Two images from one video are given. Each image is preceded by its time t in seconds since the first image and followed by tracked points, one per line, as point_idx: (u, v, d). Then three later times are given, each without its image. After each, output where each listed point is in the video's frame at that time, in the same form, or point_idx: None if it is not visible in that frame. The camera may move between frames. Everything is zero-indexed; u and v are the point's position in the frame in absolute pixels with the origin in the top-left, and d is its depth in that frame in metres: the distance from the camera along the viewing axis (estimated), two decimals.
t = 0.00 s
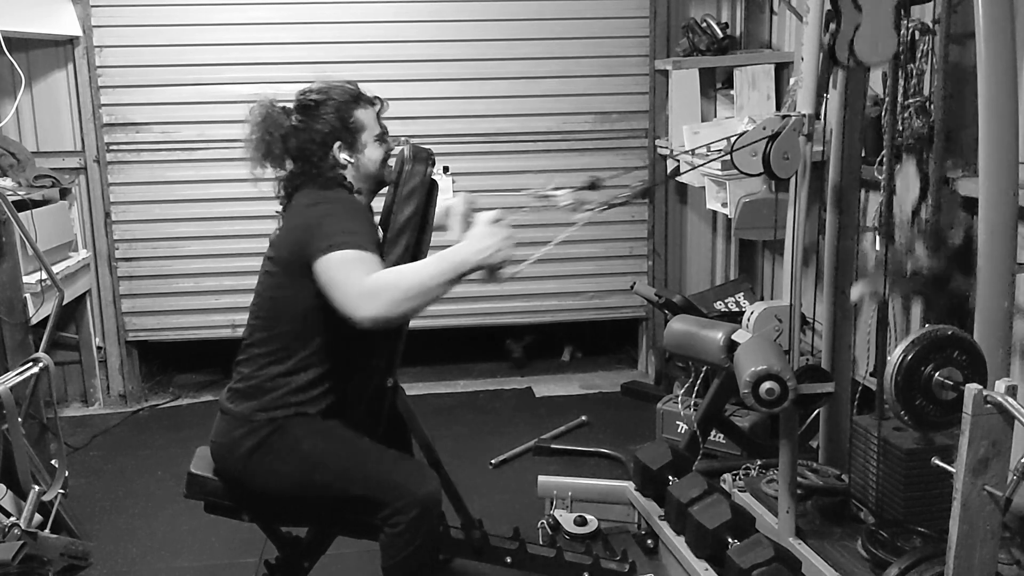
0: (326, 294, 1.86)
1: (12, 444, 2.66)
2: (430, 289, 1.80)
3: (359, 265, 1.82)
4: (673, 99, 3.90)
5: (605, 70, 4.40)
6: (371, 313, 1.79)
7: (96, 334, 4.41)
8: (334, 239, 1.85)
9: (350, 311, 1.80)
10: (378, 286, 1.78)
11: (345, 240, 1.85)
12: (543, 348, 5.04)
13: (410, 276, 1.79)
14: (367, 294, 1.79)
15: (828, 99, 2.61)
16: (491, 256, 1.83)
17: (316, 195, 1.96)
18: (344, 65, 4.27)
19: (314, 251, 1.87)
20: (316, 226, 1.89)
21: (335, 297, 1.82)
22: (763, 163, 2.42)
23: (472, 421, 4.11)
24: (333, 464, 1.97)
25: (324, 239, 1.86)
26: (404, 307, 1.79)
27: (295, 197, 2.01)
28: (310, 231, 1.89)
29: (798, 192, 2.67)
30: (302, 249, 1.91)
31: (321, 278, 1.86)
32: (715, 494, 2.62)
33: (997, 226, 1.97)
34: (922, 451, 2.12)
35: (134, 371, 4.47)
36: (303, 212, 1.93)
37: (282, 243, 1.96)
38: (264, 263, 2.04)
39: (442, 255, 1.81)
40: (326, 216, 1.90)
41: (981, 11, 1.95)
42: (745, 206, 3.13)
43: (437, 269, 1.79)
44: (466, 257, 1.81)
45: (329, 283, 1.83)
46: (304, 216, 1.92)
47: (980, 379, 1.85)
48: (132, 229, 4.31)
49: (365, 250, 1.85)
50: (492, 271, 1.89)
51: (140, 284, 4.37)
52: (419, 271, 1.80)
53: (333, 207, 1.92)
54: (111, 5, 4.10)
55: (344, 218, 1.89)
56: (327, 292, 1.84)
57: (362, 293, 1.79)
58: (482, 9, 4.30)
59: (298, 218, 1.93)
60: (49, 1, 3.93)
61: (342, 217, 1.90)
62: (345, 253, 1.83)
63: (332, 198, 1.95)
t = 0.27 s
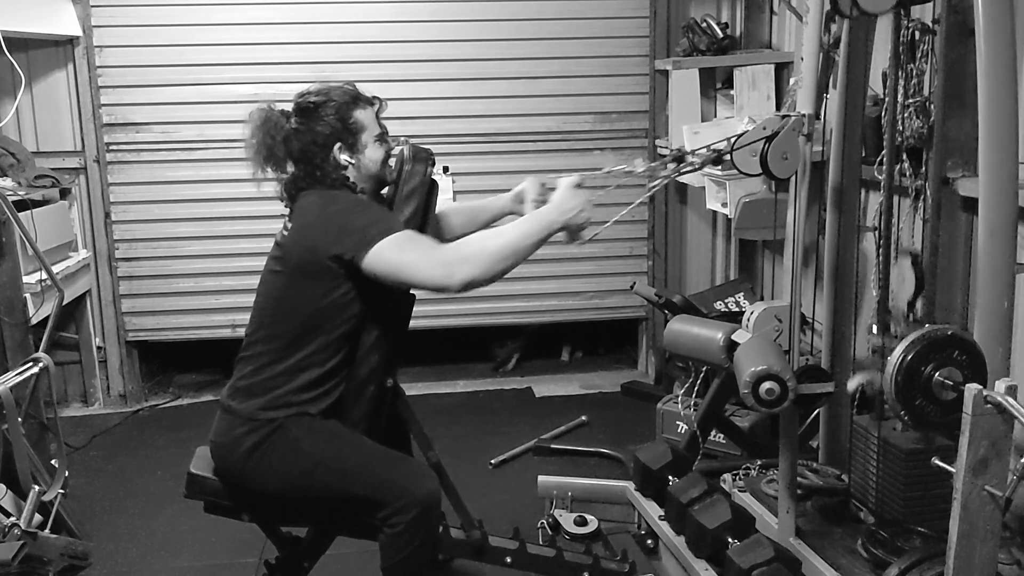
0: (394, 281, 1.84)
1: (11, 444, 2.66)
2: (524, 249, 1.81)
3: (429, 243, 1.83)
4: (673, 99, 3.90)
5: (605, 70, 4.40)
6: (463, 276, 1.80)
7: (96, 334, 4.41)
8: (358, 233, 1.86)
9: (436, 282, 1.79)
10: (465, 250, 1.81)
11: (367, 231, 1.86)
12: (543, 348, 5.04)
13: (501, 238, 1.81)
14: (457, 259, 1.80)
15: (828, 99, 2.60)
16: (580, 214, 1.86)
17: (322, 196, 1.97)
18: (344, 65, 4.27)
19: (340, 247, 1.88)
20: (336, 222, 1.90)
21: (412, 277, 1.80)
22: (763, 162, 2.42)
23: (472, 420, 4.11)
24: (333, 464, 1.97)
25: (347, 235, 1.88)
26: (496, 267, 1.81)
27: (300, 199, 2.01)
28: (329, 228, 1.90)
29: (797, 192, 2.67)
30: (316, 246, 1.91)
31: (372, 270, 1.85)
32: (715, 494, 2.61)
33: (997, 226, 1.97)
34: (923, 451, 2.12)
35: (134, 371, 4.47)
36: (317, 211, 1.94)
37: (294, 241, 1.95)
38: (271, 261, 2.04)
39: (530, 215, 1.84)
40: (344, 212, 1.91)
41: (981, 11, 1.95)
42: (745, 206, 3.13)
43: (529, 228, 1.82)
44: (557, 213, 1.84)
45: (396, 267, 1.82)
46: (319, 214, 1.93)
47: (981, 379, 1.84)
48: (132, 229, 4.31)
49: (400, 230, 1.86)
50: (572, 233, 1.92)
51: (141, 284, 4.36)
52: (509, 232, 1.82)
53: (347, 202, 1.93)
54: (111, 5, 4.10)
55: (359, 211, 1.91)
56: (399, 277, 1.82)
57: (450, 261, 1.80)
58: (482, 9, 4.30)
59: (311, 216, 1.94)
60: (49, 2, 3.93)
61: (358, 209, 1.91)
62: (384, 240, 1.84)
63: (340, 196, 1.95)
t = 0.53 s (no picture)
0: (414, 271, 1.83)
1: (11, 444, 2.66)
2: (548, 232, 1.84)
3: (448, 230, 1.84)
4: (673, 99, 3.89)
5: (605, 70, 4.40)
6: (488, 258, 1.82)
7: (96, 334, 4.41)
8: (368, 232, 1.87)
9: (461, 266, 1.81)
10: (489, 231, 1.83)
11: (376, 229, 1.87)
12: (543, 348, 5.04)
13: (527, 220, 1.84)
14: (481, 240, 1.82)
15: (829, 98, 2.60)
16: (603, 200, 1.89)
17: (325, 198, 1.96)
18: (344, 65, 4.26)
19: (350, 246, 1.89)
20: (343, 221, 1.90)
21: (435, 264, 1.80)
22: (763, 163, 2.42)
23: (472, 420, 4.11)
24: (333, 464, 1.97)
25: (356, 234, 1.88)
26: (521, 249, 1.83)
27: (303, 201, 2.01)
28: (336, 227, 1.90)
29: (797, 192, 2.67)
30: (323, 246, 1.92)
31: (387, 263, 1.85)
32: (715, 494, 2.61)
33: (997, 227, 1.97)
34: (922, 451, 2.12)
35: (134, 371, 4.47)
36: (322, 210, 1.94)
37: (299, 240, 1.95)
38: (273, 259, 2.04)
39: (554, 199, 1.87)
40: (351, 210, 1.91)
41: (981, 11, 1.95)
42: (745, 206, 3.12)
43: (553, 211, 1.85)
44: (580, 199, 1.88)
45: (415, 256, 1.81)
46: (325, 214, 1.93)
47: (981, 379, 1.84)
48: (132, 229, 4.31)
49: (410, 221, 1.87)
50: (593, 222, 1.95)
51: (141, 284, 4.36)
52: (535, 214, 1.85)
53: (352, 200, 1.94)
54: (111, 5, 4.10)
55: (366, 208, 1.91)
56: (421, 266, 1.81)
57: (474, 243, 1.82)
58: (482, 9, 4.30)
59: (317, 216, 1.94)
60: (49, 1, 3.93)
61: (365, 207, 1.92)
62: (397, 233, 1.84)
63: (345, 196, 1.95)
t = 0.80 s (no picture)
0: (375, 286, 1.84)
1: (11, 444, 2.66)
2: (496, 259, 1.83)
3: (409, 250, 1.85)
4: (673, 99, 3.90)
5: (605, 70, 4.40)
6: (440, 286, 1.80)
7: (96, 334, 4.41)
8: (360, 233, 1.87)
9: (415, 293, 1.80)
10: (441, 258, 1.82)
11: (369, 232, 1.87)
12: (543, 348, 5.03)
13: (475, 248, 1.83)
14: (431, 268, 1.81)
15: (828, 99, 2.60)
16: (547, 229, 1.88)
17: (326, 198, 1.96)
18: (345, 65, 4.26)
19: (338, 246, 1.88)
20: (336, 221, 1.90)
21: (393, 282, 1.81)
22: (763, 162, 2.42)
23: (472, 421, 4.11)
24: (333, 464, 1.97)
25: (345, 234, 1.88)
26: (472, 277, 1.82)
27: (304, 200, 2.01)
28: (328, 228, 1.90)
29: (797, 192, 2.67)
30: (318, 247, 1.91)
31: (359, 272, 1.85)
32: (715, 494, 2.61)
33: (997, 226, 1.97)
34: (922, 451, 2.12)
35: (134, 371, 4.47)
36: (319, 211, 1.93)
37: (297, 239, 1.95)
38: (273, 258, 2.03)
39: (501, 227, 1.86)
40: (344, 211, 1.91)
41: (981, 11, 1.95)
42: (745, 206, 3.12)
43: (501, 239, 1.84)
44: (528, 225, 1.87)
45: (376, 271, 1.83)
46: (320, 214, 1.93)
47: (981, 379, 1.85)
48: (132, 229, 4.31)
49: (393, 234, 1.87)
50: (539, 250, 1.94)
51: (141, 284, 4.36)
52: (483, 242, 1.84)
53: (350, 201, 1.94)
54: (111, 5, 4.10)
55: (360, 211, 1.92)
56: (380, 282, 1.83)
57: (427, 269, 1.81)
58: (482, 9, 4.30)
59: (314, 216, 1.93)
60: (49, 2, 3.93)
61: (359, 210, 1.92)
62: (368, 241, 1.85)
63: (346, 195, 1.96)
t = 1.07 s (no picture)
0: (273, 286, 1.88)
1: (11, 444, 2.66)
2: (347, 312, 1.77)
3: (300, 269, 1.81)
4: (673, 99, 3.90)
5: (605, 70, 4.40)
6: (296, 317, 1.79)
7: (96, 334, 4.41)
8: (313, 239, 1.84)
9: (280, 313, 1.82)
10: (308, 291, 1.78)
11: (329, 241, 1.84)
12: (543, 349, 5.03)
13: (334, 293, 1.77)
14: (298, 299, 1.79)
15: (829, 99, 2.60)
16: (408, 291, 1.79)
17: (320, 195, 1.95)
18: (345, 65, 4.26)
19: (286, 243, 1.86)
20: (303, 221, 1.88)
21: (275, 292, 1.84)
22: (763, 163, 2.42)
23: (472, 421, 4.11)
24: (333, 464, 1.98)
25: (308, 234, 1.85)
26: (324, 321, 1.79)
27: (295, 196, 2.00)
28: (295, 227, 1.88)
29: (798, 192, 2.67)
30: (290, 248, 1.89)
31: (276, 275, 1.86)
32: (715, 494, 2.61)
33: (997, 226, 1.97)
34: (923, 451, 2.12)
35: (134, 371, 4.47)
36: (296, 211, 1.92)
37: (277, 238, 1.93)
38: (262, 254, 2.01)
39: (367, 281, 1.77)
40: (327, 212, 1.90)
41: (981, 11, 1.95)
42: (745, 206, 3.12)
43: (359, 297, 1.75)
44: (392, 287, 1.77)
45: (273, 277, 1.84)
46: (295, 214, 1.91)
47: (981, 379, 1.85)
48: (132, 229, 4.31)
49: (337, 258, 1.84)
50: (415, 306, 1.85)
51: (140, 284, 4.37)
52: (344, 289, 1.78)
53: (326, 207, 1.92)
54: (111, 5, 4.10)
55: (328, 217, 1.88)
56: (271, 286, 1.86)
57: (291, 298, 1.80)
58: (482, 9, 4.30)
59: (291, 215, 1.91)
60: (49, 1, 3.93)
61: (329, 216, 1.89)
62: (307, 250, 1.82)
63: (330, 198, 1.94)
